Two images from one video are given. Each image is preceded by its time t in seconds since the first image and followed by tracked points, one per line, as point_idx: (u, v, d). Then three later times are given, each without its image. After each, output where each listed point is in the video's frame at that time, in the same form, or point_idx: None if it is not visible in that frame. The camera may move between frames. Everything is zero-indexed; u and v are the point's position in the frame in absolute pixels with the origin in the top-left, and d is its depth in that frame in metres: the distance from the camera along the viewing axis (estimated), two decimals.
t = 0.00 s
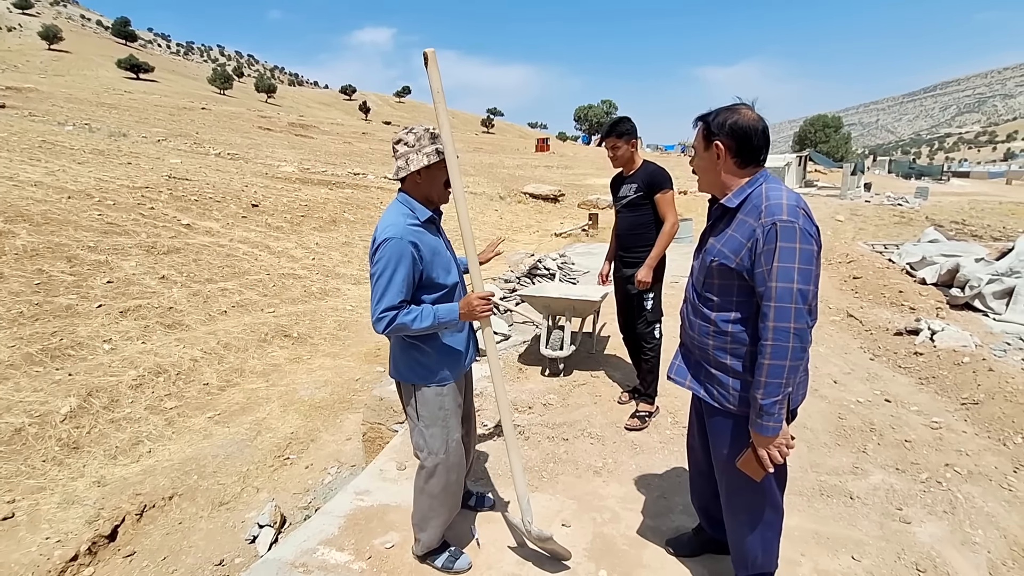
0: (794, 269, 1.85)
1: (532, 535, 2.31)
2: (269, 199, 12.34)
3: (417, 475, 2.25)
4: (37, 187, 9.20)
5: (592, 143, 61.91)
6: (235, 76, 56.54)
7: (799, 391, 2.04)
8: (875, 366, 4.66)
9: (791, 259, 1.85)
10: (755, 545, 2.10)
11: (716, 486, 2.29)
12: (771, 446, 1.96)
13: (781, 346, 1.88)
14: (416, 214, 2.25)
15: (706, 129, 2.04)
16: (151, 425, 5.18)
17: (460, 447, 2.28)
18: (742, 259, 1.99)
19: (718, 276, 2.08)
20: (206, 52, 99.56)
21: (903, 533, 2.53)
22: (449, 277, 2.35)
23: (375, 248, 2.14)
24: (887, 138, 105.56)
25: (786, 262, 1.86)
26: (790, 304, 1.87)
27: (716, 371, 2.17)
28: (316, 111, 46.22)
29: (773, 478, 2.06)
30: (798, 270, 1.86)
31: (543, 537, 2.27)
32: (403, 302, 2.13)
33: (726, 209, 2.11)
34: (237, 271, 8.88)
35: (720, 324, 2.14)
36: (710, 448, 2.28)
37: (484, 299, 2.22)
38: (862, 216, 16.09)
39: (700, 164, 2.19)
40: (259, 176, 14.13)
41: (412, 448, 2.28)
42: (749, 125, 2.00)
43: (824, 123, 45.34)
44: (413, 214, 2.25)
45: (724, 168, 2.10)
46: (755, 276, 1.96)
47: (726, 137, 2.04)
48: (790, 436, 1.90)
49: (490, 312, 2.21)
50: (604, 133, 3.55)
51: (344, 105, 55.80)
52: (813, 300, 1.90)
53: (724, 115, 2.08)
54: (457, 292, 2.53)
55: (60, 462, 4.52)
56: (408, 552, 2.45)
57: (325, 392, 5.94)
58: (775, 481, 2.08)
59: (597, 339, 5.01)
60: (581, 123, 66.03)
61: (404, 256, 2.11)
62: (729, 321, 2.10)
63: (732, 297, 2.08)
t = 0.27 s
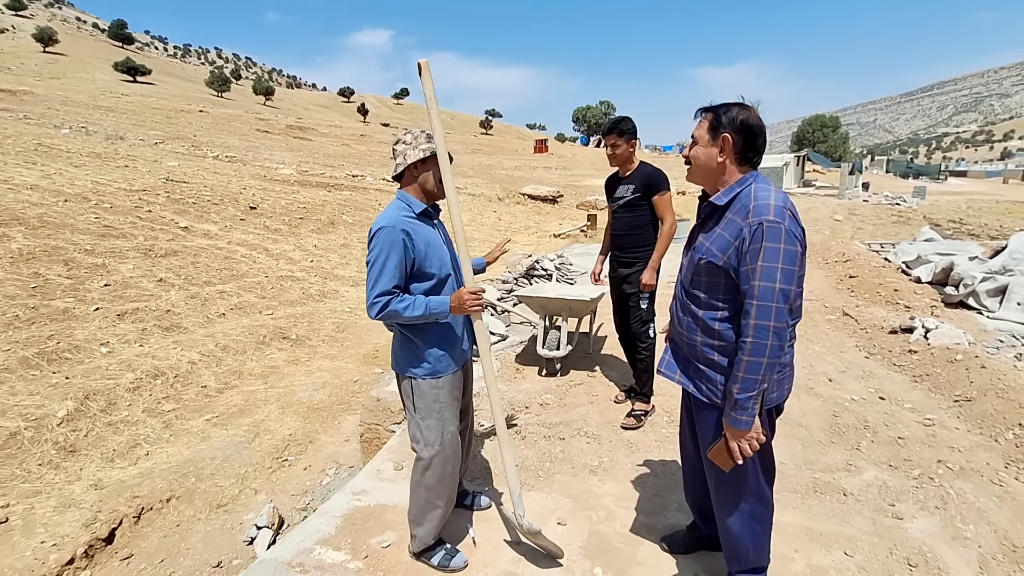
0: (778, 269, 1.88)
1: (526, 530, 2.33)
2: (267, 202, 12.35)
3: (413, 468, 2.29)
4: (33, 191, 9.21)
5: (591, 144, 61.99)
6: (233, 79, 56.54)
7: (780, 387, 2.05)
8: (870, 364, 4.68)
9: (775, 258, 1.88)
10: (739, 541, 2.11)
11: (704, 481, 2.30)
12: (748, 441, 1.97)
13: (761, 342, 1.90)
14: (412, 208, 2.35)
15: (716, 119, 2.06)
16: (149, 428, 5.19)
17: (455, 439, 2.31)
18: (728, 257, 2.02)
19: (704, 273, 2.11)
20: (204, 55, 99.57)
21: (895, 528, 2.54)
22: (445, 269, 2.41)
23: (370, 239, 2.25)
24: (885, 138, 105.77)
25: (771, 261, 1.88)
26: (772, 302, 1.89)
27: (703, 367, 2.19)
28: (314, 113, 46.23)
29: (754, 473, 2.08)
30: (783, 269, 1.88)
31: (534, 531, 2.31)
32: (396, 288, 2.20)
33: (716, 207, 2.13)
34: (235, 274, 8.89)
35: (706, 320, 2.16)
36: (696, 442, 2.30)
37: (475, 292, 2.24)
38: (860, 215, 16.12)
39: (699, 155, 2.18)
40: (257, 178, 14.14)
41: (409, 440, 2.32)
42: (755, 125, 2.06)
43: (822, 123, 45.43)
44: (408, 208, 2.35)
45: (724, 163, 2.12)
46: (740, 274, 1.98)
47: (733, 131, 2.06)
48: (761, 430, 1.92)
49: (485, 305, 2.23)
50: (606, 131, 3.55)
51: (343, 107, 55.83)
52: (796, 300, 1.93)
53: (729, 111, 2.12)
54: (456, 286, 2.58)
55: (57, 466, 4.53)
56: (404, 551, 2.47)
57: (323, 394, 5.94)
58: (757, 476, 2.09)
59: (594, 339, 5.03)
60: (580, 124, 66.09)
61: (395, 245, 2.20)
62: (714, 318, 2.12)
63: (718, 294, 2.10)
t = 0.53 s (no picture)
0: (759, 269, 1.92)
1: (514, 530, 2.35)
2: (265, 204, 12.37)
3: (399, 463, 2.34)
4: (30, 193, 9.22)
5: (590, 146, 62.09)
6: (232, 81, 56.58)
7: (759, 384, 2.09)
8: (861, 364, 4.71)
9: (757, 258, 1.91)
10: (723, 536, 2.13)
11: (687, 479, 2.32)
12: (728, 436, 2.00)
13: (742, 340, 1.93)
14: (402, 207, 2.42)
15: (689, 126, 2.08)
16: (144, 430, 5.20)
17: (441, 436, 2.35)
18: (710, 257, 2.05)
19: (686, 273, 2.14)
20: (203, 57, 99.61)
21: (881, 527, 2.57)
22: (433, 267, 2.47)
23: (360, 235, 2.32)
24: (884, 139, 105.98)
25: (751, 261, 1.92)
26: (753, 301, 1.92)
27: (685, 365, 2.21)
28: (313, 115, 46.25)
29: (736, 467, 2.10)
30: (763, 269, 1.92)
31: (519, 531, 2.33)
32: (383, 284, 2.27)
33: (697, 209, 2.16)
34: (232, 275, 8.90)
35: (688, 319, 2.19)
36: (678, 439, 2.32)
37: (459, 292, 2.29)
38: (858, 217, 16.16)
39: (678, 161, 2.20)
40: (256, 180, 14.16)
41: (397, 436, 2.38)
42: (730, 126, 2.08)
43: (821, 125, 45.52)
44: (398, 207, 2.41)
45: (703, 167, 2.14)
46: (722, 274, 2.01)
47: (708, 135, 2.09)
48: (738, 424, 1.96)
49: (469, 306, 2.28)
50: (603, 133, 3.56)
51: (342, 109, 55.88)
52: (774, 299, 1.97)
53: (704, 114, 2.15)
54: (446, 285, 2.63)
55: (52, 468, 4.54)
56: (395, 550, 2.49)
57: (319, 396, 5.96)
58: (739, 471, 2.11)
59: (588, 340, 5.05)
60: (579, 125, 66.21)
61: (382, 242, 2.27)
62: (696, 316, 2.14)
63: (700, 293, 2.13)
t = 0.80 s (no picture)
0: (734, 268, 1.94)
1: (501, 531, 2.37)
2: (264, 204, 12.38)
3: (386, 460, 2.40)
4: (28, 193, 9.23)
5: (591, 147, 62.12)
6: (233, 81, 56.61)
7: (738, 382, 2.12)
8: (854, 366, 4.74)
9: (733, 258, 1.93)
10: (705, 533, 2.16)
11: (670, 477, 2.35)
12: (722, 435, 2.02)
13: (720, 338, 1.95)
14: (393, 208, 2.47)
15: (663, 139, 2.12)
16: (140, 430, 5.21)
17: (427, 434, 2.39)
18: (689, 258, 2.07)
19: (667, 274, 2.15)
20: (204, 57, 99.68)
21: (866, 527, 2.62)
22: (423, 267, 2.50)
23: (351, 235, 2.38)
24: (884, 141, 106.05)
25: (727, 261, 1.94)
26: (729, 300, 1.95)
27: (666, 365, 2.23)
28: (313, 115, 46.27)
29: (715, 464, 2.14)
30: (738, 269, 1.94)
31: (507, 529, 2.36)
32: (371, 283, 2.32)
33: (679, 212, 2.19)
34: (230, 276, 8.92)
35: (670, 320, 2.20)
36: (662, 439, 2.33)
37: (446, 293, 2.32)
38: (857, 219, 16.17)
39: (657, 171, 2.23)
40: (255, 180, 14.18)
41: (385, 433, 2.43)
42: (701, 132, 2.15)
43: (822, 127, 45.54)
44: (390, 209, 2.46)
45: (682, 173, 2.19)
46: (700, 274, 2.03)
47: (684, 140, 2.14)
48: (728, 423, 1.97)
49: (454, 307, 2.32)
50: (600, 133, 3.54)
51: (342, 109, 55.91)
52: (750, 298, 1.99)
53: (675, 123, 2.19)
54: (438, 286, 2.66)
55: (47, 467, 4.56)
56: (384, 549, 2.50)
57: (316, 396, 5.97)
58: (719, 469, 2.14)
59: (583, 341, 5.07)
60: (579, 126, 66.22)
61: (371, 241, 2.32)
62: (678, 317, 2.16)
63: (682, 294, 2.15)
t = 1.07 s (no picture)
0: (716, 264, 1.98)
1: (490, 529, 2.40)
2: (264, 204, 12.40)
3: (376, 459, 2.43)
4: (27, 191, 9.25)
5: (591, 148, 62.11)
6: (234, 81, 56.61)
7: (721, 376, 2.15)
8: (847, 368, 4.77)
9: (716, 254, 1.98)
10: (693, 529, 2.19)
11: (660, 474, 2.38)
12: (611, 391, 2.03)
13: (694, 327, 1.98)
14: (385, 208, 2.49)
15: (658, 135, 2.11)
16: (137, 429, 5.22)
17: (415, 433, 2.41)
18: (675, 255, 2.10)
19: (654, 272, 2.19)
20: (205, 57, 99.74)
21: (855, 528, 2.67)
22: (414, 268, 2.52)
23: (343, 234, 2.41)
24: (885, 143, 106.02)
25: (710, 258, 1.98)
26: (712, 294, 1.98)
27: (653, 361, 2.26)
28: (314, 115, 46.30)
29: (700, 458, 2.16)
30: (720, 264, 1.99)
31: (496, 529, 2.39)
32: (361, 282, 2.34)
33: (666, 210, 2.22)
34: (229, 275, 8.93)
35: (657, 317, 2.23)
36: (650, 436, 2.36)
37: (433, 294, 2.33)
38: (858, 221, 16.18)
39: (648, 167, 2.22)
40: (256, 180, 14.20)
41: (375, 432, 2.46)
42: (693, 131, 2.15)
43: (823, 129, 45.55)
44: (382, 209, 2.49)
45: (673, 173, 2.19)
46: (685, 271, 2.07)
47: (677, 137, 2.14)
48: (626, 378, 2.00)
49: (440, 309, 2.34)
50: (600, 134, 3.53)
51: (344, 109, 55.95)
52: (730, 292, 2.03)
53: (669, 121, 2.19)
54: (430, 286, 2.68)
55: (43, 466, 4.57)
56: (376, 548, 2.52)
57: (314, 396, 5.99)
58: (705, 463, 2.16)
59: (578, 342, 5.10)
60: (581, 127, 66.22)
61: (361, 241, 2.34)
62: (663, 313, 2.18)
63: (668, 291, 2.18)
